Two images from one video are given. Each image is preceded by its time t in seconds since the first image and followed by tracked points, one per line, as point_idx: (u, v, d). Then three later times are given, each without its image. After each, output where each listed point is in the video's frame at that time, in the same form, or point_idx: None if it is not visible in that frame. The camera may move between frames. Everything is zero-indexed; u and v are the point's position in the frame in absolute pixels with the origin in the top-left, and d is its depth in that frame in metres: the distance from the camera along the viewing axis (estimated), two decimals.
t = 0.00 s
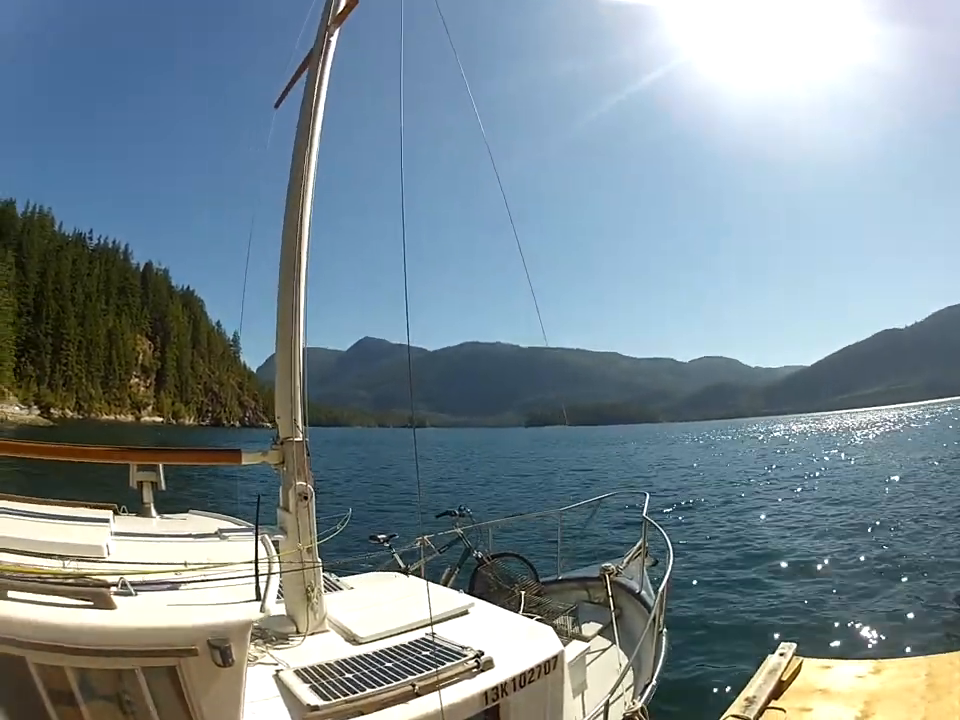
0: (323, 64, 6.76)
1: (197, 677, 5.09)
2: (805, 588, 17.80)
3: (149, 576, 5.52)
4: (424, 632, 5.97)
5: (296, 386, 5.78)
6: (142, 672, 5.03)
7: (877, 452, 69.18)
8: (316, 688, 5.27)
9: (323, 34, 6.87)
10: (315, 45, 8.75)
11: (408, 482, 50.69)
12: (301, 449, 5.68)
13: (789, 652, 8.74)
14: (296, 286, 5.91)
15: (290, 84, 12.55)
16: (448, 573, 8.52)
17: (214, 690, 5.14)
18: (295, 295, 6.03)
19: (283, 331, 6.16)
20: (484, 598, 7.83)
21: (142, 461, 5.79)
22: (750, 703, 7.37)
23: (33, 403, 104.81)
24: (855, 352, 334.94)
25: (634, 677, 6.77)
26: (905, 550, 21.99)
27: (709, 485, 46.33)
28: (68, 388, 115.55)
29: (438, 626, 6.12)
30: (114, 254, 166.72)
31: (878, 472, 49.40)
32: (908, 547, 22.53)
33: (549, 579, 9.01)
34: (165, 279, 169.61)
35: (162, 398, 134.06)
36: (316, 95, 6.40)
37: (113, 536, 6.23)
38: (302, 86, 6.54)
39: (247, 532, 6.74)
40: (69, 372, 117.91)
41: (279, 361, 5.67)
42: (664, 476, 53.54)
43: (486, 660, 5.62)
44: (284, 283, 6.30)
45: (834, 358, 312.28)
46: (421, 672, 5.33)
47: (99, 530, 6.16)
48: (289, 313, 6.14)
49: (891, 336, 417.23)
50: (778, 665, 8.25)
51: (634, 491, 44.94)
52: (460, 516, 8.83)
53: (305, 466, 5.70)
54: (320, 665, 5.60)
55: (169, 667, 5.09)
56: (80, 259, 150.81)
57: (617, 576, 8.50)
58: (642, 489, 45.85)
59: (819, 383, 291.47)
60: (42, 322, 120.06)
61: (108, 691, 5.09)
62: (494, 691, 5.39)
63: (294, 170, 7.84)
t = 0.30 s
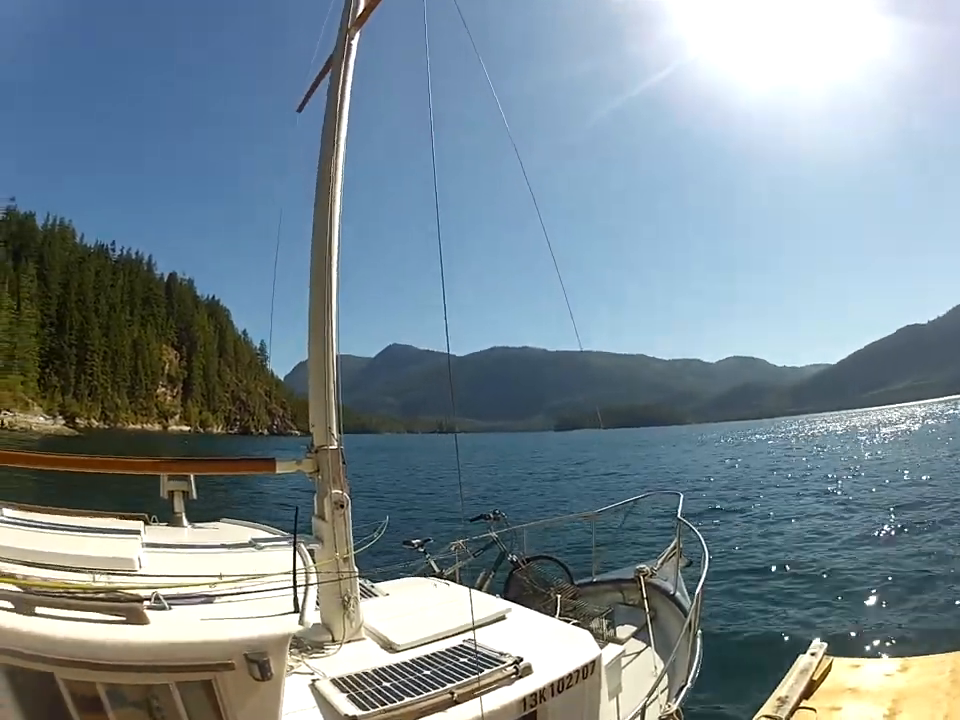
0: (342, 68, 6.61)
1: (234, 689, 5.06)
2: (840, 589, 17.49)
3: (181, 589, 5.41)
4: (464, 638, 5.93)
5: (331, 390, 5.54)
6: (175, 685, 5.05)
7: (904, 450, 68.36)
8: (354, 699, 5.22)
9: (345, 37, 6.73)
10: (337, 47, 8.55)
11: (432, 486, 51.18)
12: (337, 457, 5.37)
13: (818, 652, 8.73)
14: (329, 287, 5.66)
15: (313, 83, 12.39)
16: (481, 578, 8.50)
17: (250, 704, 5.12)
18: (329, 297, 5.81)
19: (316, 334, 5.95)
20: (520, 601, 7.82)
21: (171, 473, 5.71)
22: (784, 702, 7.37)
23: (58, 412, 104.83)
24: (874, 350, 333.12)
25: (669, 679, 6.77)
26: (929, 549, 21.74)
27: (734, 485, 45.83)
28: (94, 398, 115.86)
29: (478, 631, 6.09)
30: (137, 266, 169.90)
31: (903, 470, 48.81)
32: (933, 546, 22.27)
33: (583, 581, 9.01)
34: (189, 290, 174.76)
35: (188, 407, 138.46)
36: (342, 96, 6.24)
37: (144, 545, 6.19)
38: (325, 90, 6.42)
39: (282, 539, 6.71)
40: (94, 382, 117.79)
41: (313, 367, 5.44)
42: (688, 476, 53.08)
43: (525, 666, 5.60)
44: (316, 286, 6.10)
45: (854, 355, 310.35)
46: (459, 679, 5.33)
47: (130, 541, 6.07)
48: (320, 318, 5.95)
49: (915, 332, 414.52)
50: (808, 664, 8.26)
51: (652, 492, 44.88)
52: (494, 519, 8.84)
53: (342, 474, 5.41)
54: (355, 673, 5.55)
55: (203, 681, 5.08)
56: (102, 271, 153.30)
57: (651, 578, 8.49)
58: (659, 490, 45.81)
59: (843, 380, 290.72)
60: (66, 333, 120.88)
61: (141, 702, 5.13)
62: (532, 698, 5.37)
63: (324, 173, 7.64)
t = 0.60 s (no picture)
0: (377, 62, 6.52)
1: (279, 694, 5.03)
2: (881, 590, 17.09)
3: (226, 593, 5.37)
4: (508, 639, 5.94)
5: (375, 393, 5.46)
6: (218, 691, 5.06)
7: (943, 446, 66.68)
8: (400, 700, 5.22)
9: (375, 37, 6.67)
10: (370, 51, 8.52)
11: (464, 486, 52.19)
12: (382, 460, 5.34)
13: (852, 650, 8.69)
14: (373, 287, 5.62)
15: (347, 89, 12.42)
16: (523, 578, 8.56)
17: (295, 709, 5.07)
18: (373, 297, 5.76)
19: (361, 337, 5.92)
20: (561, 601, 7.87)
21: (209, 481, 5.75)
22: (820, 699, 7.38)
23: (90, 419, 110.79)
24: (906, 343, 326.97)
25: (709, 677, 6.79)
26: None
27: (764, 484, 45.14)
28: (127, 404, 121.61)
29: (524, 632, 6.10)
30: (169, 273, 175.47)
31: (940, 466, 47.63)
32: None
33: (623, 580, 9.04)
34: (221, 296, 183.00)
35: (224, 412, 144.37)
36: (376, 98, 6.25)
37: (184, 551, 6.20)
38: (362, 95, 6.40)
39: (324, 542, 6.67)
40: (127, 389, 122.70)
41: (355, 370, 5.38)
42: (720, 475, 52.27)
43: (568, 666, 5.62)
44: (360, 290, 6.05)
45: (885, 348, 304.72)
46: (504, 680, 5.34)
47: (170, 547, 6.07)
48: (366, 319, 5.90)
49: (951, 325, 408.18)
50: (843, 661, 8.23)
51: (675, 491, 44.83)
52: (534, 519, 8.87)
53: (386, 477, 5.38)
54: (400, 676, 5.55)
55: (246, 687, 5.08)
56: (134, 277, 156.06)
57: (691, 576, 8.49)
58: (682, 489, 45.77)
59: (878, 374, 288.13)
60: (98, 340, 126.16)
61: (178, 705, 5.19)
62: (576, 698, 5.37)
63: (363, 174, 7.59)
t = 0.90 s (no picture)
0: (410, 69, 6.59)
1: (323, 695, 5.04)
2: (905, 593, 16.95)
3: (267, 596, 5.34)
4: (547, 639, 6.00)
5: (417, 395, 5.47)
6: (262, 693, 5.05)
7: None
8: (441, 701, 5.27)
9: (408, 43, 6.71)
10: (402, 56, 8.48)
11: (486, 486, 53.07)
12: (424, 463, 5.36)
13: (879, 649, 8.73)
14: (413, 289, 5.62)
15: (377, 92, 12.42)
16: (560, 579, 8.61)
17: (338, 709, 5.09)
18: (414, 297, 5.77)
19: (402, 338, 5.93)
20: (597, 603, 7.94)
21: (247, 484, 5.77)
22: (849, 699, 7.43)
23: (121, 423, 113.47)
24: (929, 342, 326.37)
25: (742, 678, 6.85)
26: None
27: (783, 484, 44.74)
28: (158, 408, 124.71)
29: (562, 633, 6.16)
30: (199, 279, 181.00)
31: None
32: None
33: (657, 581, 9.11)
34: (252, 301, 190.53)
35: (256, 416, 152.79)
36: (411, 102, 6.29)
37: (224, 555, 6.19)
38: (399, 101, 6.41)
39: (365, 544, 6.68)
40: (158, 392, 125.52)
41: (397, 373, 5.40)
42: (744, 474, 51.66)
43: (607, 667, 5.69)
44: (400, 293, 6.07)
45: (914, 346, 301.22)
46: (544, 679, 5.40)
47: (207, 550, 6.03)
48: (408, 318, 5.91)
49: None
50: (870, 662, 8.25)
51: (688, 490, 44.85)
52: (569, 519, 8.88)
53: (429, 480, 5.40)
54: (440, 676, 5.58)
55: (289, 689, 5.07)
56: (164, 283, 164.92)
57: (724, 578, 8.54)
58: (697, 489, 45.80)
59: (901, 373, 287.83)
60: (129, 345, 128.74)
61: (214, 707, 5.21)
62: (613, 698, 5.46)
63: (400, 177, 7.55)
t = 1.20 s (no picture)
0: (437, 73, 6.69)
1: (363, 693, 5.07)
2: (924, 589, 16.87)
3: (309, 595, 5.32)
4: (581, 636, 6.06)
5: (453, 394, 5.52)
6: (302, 691, 5.08)
7: None
8: (475, 698, 5.33)
9: (435, 47, 6.81)
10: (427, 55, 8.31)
11: (507, 484, 53.94)
12: (462, 463, 5.39)
13: (902, 645, 8.83)
14: (448, 290, 5.70)
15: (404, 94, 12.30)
16: (591, 578, 8.72)
17: (378, 706, 5.13)
18: (450, 298, 5.84)
19: (436, 337, 5.99)
20: (627, 600, 8.04)
21: (282, 484, 5.80)
22: (875, 695, 7.53)
23: (147, 426, 119.30)
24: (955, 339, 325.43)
25: (770, 676, 6.92)
26: None
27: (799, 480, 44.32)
28: (185, 411, 132.43)
29: (596, 630, 6.21)
30: (226, 288, 194.17)
31: None
32: None
33: (687, 579, 9.25)
34: (276, 304, 201.06)
35: (283, 417, 161.67)
36: (441, 105, 6.36)
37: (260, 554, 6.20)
38: (428, 102, 6.41)
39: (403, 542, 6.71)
40: (184, 396, 133.29)
41: (436, 374, 5.42)
42: (763, 470, 51.11)
43: (640, 662, 5.76)
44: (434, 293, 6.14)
45: (938, 342, 300.94)
46: (578, 677, 5.45)
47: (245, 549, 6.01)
48: (442, 318, 5.97)
49: None
50: (895, 657, 8.36)
51: (703, 485, 44.90)
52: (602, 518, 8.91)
53: (466, 480, 5.43)
54: (474, 675, 5.63)
55: (330, 686, 5.10)
56: (190, 289, 176.42)
57: (754, 575, 8.65)
58: (712, 484, 45.87)
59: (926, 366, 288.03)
60: (155, 351, 135.62)
61: (250, 706, 5.22)
62: (646, 693, 5.53)
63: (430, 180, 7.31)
